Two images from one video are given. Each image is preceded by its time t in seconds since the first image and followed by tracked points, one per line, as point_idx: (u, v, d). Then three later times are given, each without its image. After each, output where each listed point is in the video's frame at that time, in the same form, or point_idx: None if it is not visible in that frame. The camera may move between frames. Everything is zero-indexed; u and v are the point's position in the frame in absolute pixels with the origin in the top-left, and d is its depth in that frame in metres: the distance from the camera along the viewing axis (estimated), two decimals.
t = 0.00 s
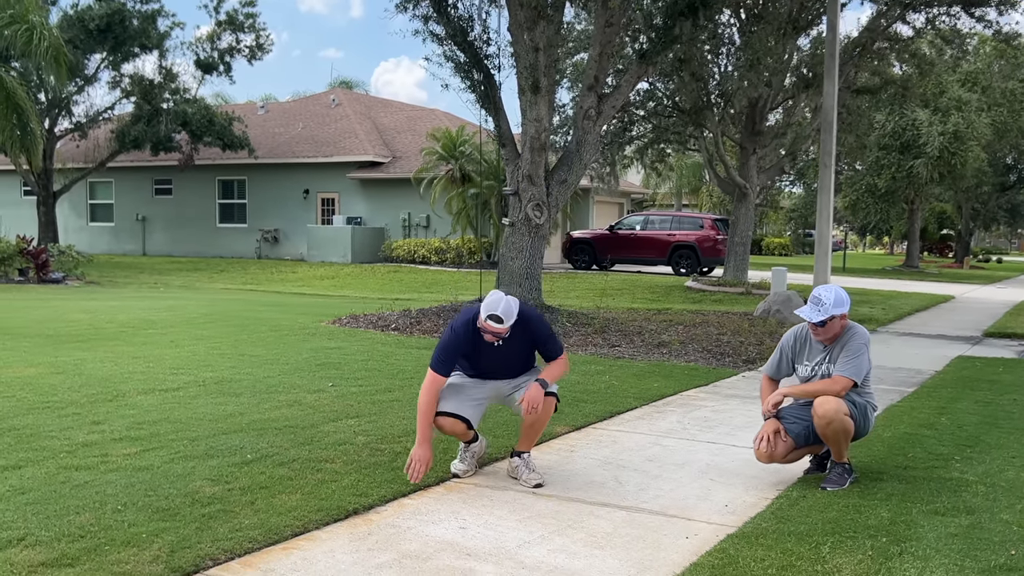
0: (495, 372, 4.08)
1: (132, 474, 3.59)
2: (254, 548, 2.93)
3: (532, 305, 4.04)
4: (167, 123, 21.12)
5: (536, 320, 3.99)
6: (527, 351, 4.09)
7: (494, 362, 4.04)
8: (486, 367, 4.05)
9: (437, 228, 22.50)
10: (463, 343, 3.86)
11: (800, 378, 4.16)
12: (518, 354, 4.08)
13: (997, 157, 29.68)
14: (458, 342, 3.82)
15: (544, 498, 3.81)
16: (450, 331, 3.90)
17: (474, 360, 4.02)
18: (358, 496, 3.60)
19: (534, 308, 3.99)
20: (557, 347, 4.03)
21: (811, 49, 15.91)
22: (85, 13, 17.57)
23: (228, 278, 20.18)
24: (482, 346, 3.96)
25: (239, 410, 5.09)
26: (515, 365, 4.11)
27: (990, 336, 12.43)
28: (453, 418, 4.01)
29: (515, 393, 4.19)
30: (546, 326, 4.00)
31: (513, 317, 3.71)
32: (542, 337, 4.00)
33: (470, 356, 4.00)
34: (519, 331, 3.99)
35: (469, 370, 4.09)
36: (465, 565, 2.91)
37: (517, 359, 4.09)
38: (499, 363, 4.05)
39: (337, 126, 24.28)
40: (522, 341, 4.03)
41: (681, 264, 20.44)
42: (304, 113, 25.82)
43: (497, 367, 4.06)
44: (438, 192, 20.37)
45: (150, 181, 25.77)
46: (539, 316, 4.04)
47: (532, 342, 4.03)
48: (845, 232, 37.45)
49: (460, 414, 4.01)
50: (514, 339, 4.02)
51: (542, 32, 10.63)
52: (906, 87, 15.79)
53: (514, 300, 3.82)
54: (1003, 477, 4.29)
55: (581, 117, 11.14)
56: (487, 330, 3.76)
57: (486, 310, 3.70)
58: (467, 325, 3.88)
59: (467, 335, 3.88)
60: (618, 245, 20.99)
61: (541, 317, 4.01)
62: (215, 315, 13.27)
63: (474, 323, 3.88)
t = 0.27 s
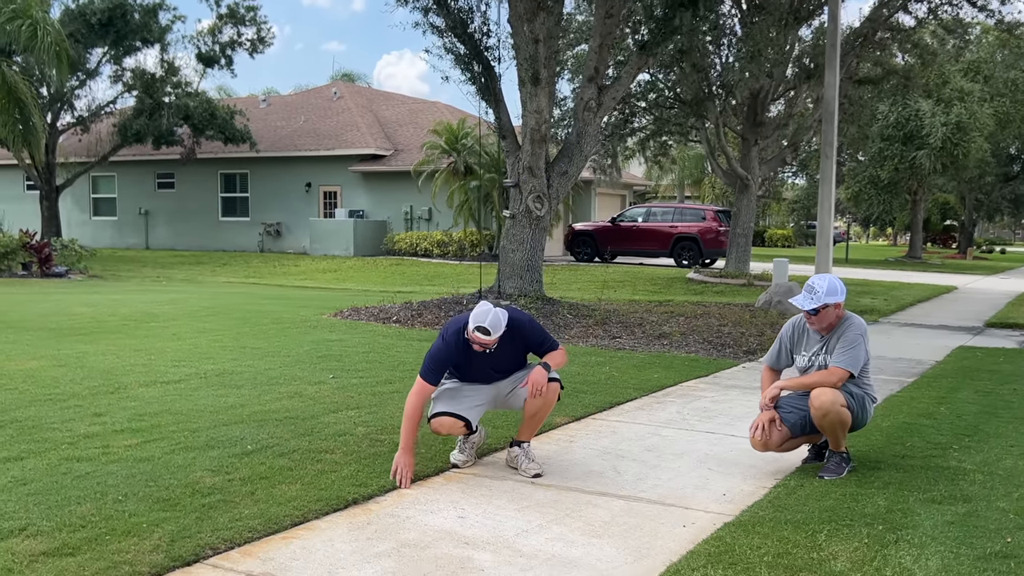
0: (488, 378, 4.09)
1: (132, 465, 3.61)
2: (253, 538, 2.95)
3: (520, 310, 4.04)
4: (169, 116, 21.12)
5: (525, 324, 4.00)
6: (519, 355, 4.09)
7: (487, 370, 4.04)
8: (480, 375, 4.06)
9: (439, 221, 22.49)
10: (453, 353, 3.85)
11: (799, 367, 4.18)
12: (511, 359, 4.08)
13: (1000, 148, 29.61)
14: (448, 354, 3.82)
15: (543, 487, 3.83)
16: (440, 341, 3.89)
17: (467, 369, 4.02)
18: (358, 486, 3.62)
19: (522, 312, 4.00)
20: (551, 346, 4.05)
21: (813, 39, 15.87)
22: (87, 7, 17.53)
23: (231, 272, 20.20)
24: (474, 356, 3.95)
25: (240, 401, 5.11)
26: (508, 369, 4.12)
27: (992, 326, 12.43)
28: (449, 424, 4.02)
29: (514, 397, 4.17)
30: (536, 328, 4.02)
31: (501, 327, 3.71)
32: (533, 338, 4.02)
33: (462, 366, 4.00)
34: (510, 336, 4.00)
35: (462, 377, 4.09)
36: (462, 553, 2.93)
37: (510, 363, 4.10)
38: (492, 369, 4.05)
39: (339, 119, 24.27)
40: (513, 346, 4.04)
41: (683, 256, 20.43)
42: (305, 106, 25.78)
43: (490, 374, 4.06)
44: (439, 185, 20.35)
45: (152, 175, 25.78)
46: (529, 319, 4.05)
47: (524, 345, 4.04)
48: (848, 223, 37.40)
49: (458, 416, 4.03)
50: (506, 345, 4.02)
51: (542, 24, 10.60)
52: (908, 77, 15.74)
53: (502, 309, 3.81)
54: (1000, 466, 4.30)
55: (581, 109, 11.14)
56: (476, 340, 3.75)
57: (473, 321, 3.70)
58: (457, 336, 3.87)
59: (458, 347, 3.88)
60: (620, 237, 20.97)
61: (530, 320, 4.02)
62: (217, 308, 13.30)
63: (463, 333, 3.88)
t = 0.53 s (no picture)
0: (487, 361, 4.12)
1: (135, 452, 3.63)
2: (254, 524, 2.98)
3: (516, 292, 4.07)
4: (174, 106, 21.13)
5: (521, 305, 4.02)
6: (516, 337, 4.12)
7: (486, 352, 4.08)
8: (478, 358, 4.08)
9: (444, 210, 22.47)
10: (452, 337, 3.88)
11: (800, 353, 4.18)
12: (508, 341, 4.11)
13: (1007, 135, 29.46)
14: (446, 337, 3.84)
15: (543, 474, 3.85)
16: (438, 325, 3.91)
17: (465, 352, 4.04)
18: (359, 473, 3.64)
19: (518, 294, 4.03)
20: (548, 328, 4.08)
21: (819, 26, 15.79)
22: None
23: (236, 261, 20.25)
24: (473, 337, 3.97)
25: (243, 388, 5.13)
26: (506, 352, 4.15)
27: (997, 313, 12.40)
28: (449, 408, 4.04)
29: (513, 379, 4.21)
30: (532, 311, 4.05)
31: (499, 307, 3.73)
32: (529, 319, 4.05)
33: (460, 349, 4.02)
34: (507, 319, 4.02)
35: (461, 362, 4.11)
36: (462, 538, 2.95)
37: (508, 346, 4.13)
38: (490, 351, 4.08)
39: (343, 108, 24.25)
40: (511, 328, 4.07)
41: (688, 245, 20.40)
42: (311, 96, 25.76)
43: (489, 357, 4.09)
44: (444, 174, 20.34)
45: (157, 165, 25.81)
46: (525, 301, 4.07)
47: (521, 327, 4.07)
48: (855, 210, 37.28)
49: (460, 400, 4.06)
50: (503, 327, 4.05)
51: (545, 11, 10.56)
52: (914, 64, 15.66)
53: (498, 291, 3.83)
54: (1001, 452, 4.31)
55: (584, 96, 11.11)
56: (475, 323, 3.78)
57: (471, 303, 3.71)
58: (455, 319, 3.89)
59: (455, 329, 3.90)
60: (624, 226, 20.95)
61: (526, 302, 4.05)
62: (222, 297, 13.34)
63: (461, 316, 3.90)
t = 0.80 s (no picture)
0: (487, 350, 4.12)
1: (135, 440, 3.63)
2: (253, 511, 2.97)
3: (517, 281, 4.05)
4: (181, 94, 21.12)
5: (522, 296, 4.01)
6: (517, 326, 4.12)
7: (486, 342, 4.07)
8: (478, 347, 4.09)
9: (451, 199, 22.39)
10: (452, 327, 3.88)
11: (804, 338, 4.15)
12: (509, 330, 4.11)
13: (1018, 122, 29.24)
14: (446, 327, 3.84)
15: (544, 462, 3.83)
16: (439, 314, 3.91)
17: (465, 341, 4.04)
18: (360, 460, 3.63)
19: (518, 284, 4.01)
20: (548, 317, 4.07)
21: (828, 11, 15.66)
22: None
23: (244, 250, 20.27)
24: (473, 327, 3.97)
25: (245, 376, 5.13)
26: (506, 341, 4.14)
27: (1006, 301, 12.33)
28: (449, 395, 4.06)
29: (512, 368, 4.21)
30: (532, 300, 4.04)
31: (500, 300, 3.70)
32: (529, 309, 4.04)
33: (461, 338, 4.02)
34: (507, 309, 4.01)
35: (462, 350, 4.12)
36: (460, 526, 2.93)
37: (508, 335, 4.13)
38: (490, 341, 4.09)
39: (350, 96, 24.21)
40: (511, 317, 4.06)
41: (696, 233, 20.31)
42: (318, 84, 25.71)
43: (489, 346, 4.10)
44: (450, 162, 20.30)
45: (165, 154, 25.83)
46: (525, 291, 4.06)
47: (522, 316, 4.06)
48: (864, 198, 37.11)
49: (460, 386, 4.07)
50: (503, 316, 4.05)
51: None
52: (924, 50, 15.52)
53: (500, 282, 3.81)
54: (1006, 440, 4.27)
55: (590, 83, 11.05)
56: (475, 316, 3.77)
57: (472, 296, 3.69)
58: (456, 309, 3.88)
59: (456, 319, 3.90)
60: (632, 214, 20.87)
61: (527, 292, 4.03)
62: (229, 285, 13.35)
63: (462, 306, 3.89)
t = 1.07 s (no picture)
0: (486, 339, 4.09)
1: (131, 428, 3.61)
2: (246, 501, 2.94)
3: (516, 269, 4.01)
4: (189, 82, 21.12)
5: (521, 283, 3.98)
6: (516, 314, 4.08)
7: (484, 331, 4.04)
8: (477, 335, 4.05)
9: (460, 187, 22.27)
10: (451, 314, 3.84)
11: (806, 326, 4.10)
12: (508, 319, 4.07)
13: None
14: (446, 315, 3.81)
15: (542, 452, 3.80)
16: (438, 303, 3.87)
17: (464, 329, 4.01)
18: (356, 450, 3.60)
19: (518, 271, 3.98)
20: (546, 305, 4.04)
21: None
22: None
23: (251, 238, 20.28)
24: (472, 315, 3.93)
25: (245, 365, 5.12)
26: (505, 329, 4.11)
27: (1017, 290, 12.23)
28: (447, 383, 4.01)
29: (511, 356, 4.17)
30: (531, 288, 4.01)
31: (501, 287, 3.67)
32: (529, 297, 4.01)
33: (459, 327, 3.99)
34: (506, 297, 3.98)
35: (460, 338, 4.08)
36: (455, 517, 2.90)
37: (507, 323, 4.09)
38: (489, 329, 4.05)
39: (358, 84, 24.16)
40: (510, 306, 4.03)
41: (705, 221, 20.20)
42: (326, 72, 25.64)
43: (488, 335, 4.06)
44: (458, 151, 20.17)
45: (174, 142, 25.84)
46: (525, 278, 4.02)
47: (521, 304, 4.03)
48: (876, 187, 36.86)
49: (458, 373, 4.03)
50: (503, 304, 4.01)
51: None
52: (935, 36, 15.36)
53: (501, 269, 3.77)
54: (1012, 430, 4.21)
55: (597, 70, 10.96)
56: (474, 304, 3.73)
57: (473, 284, 3.65)
58: (455, 297, 3.85)
59: (456, 307, 3.86)
60: (640, 202, 20.77)
61: (527, 279, 4.00)
62: (235, 274, 13.36)
63: (461, 294, 3.85)
